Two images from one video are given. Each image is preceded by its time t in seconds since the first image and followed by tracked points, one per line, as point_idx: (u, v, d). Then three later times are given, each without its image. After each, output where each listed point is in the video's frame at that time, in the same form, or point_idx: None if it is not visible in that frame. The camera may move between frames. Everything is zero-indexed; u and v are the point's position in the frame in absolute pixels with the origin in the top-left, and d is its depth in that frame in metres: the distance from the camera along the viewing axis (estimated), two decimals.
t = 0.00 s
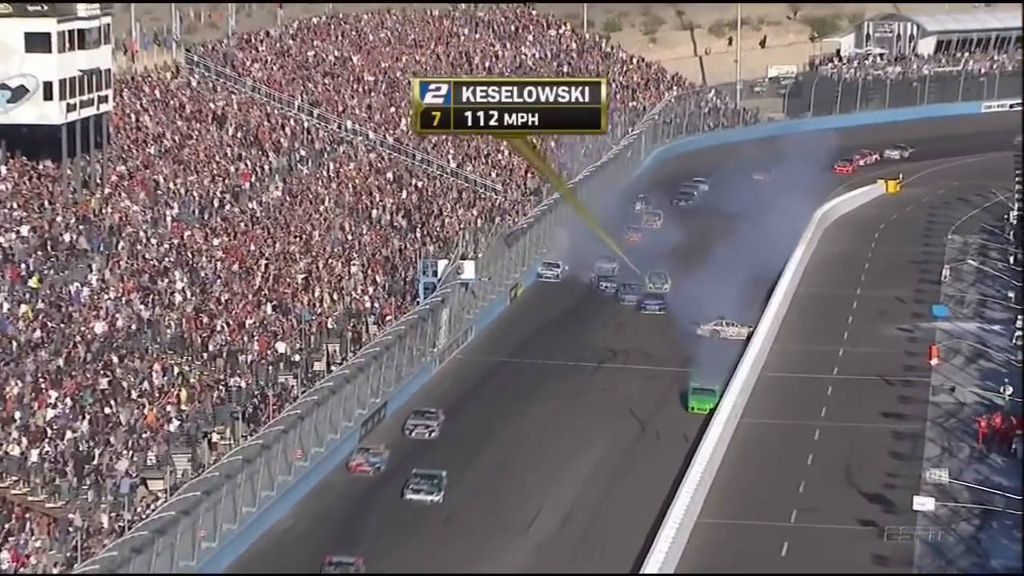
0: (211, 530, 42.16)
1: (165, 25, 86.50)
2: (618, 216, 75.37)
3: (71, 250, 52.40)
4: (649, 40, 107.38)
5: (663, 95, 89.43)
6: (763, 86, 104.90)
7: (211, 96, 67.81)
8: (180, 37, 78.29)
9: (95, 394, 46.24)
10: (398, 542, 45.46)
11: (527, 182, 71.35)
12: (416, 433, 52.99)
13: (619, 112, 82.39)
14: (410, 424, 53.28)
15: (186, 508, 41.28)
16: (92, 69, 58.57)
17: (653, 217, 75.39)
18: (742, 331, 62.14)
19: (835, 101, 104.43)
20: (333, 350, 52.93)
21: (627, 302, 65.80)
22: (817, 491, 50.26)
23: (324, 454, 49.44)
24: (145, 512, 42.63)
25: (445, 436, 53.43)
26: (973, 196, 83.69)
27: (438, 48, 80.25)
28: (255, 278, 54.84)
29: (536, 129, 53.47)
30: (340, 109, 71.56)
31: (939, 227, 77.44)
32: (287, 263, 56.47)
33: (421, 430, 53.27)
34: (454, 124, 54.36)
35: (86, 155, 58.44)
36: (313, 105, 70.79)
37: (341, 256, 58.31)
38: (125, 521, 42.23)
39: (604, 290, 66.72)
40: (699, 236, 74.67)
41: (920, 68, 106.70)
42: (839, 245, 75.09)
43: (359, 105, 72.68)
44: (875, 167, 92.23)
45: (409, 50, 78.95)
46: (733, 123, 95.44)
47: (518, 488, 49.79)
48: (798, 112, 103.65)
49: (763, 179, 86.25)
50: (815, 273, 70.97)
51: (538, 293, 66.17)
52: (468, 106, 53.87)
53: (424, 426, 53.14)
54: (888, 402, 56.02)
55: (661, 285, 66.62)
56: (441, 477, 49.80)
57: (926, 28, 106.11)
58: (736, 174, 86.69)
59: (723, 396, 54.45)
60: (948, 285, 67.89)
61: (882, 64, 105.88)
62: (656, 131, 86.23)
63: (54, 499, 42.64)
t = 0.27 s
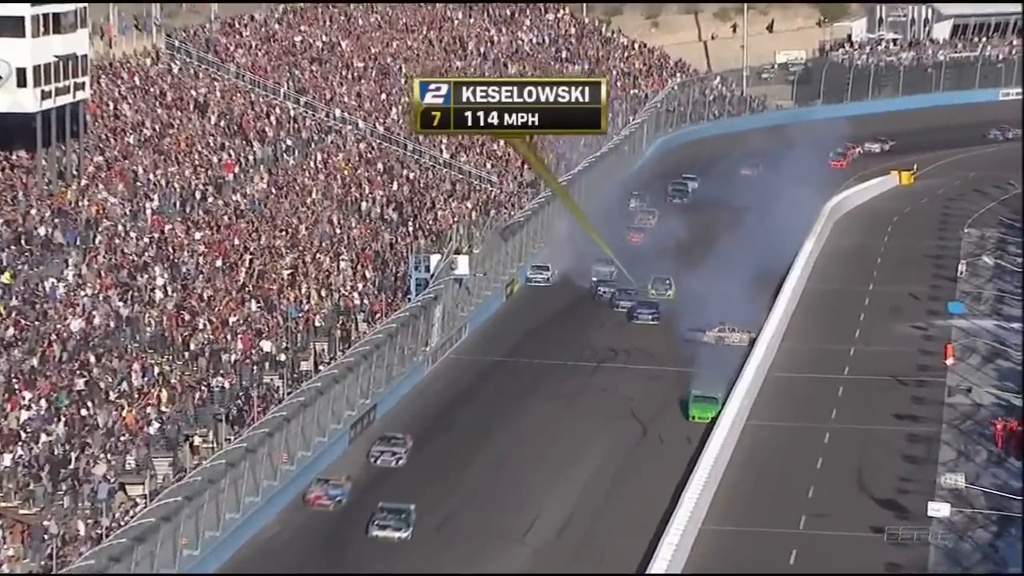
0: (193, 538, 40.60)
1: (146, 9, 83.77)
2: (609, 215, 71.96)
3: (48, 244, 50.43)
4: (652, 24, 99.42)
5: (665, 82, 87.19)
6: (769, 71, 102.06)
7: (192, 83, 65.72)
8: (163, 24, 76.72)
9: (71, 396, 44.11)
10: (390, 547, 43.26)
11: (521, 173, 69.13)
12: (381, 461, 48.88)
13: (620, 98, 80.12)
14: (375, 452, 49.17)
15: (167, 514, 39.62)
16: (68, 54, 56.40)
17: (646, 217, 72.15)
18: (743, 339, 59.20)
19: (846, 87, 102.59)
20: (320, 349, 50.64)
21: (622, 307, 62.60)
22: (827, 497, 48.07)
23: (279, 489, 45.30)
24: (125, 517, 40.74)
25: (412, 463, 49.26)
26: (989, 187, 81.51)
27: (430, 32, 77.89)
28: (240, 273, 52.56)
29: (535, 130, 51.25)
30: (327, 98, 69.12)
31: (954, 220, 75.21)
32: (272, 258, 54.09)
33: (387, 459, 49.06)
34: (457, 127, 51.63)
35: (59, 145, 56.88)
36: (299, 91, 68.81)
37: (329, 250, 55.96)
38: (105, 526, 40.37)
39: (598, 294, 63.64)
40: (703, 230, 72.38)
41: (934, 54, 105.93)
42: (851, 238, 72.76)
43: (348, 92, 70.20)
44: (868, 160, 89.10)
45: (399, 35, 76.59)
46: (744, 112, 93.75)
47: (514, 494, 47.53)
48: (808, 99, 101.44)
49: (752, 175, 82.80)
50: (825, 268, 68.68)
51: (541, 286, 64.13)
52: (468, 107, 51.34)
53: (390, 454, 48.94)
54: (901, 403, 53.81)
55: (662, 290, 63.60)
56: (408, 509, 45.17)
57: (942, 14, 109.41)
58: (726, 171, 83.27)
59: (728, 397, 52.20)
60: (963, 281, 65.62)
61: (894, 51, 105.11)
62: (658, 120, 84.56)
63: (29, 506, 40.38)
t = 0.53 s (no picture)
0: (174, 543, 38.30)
1: None
2: (599, 212, 68.39)
3: (20, 235, 47.98)
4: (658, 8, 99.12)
5: (670, 65, 84.67)
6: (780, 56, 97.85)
7: (173, 66, 63.00)
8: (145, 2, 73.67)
9: (44, 395, 42.18)
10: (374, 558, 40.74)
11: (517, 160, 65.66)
12: (341, 492, 44.61)
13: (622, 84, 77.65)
14: (334, 482, 44.90)
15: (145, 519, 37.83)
16: (41, 35, 53.67)
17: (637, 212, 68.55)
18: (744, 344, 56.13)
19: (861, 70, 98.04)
20: (307, 346, 48.52)
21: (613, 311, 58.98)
22: (839, 500, 45.85)
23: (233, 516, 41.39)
24: (102, 524, 38.78)
25: (375, 493, 45.03)
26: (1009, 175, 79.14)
27: (423, 12, 75.31)
28: (222, 265, 50.32)
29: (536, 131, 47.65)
30: (314, 82, 66.53)
31: (972, 210, 72.85)
32: (256, 250, 51.76)
33: (346, 491, 44.76)
34: (458, 126, 48.33)
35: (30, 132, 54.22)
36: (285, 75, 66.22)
37: (316, 241, 53.53)
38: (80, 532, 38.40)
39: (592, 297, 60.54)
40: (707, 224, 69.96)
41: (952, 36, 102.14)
42: (868, 229, 70.45)
43: (336, 75, 67.63)
44: (863, 149, 85.72)
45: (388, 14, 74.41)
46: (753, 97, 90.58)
47: (510, 499, 45.19)
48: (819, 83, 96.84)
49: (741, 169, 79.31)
50: (837, 260, 66.33)
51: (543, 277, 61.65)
52: (469, 107, 47.95)
53: (350, 485, 44.67)
54: (917, 401, 51.54)
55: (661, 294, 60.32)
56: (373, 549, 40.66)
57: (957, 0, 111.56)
58: (718, 163, 79.66)
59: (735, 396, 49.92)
60: (982, 274, 63.24)
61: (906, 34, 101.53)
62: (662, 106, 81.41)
63: None
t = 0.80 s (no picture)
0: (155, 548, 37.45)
1: None
2: (592, 212, 64.91)
3: None
4: None
5: (675, 45, 81.69)
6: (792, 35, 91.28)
7: (152, 46, 60.29)
8: None
9: (16, 392, 40.55)
10: (371, 561, 37.78)
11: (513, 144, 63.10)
12: (295, 529, 39.06)
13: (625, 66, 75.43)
14: (284, 520, 39.49)
15: (124, 523, 36.91)
16: (11, 17, 51.26)
17: (629, 210, 65.11)
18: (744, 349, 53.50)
19: (874, 51, 93.52)
20: (293, 340, 46.77)
21: (602, 318, 55.73)
22: (851, 503, 43.75)
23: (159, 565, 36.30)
24: (76, 530, 37.44)
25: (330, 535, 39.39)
26: None
27: None
28: (204, 256, 48.17)
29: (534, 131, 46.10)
30: (300, 63, 64.08)
31: (990, 198, 70.69)
32: (240, 240, 49.58)
33: (298, 528, 39.48)
34: (455, 126, 46.73)
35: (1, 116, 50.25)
36: (269, 56, 63.76)
37: (303, 232, 51.35)
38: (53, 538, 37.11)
39: (588, 300, 57.50)
40: (711, 217, 67.64)
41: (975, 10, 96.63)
42: (881, 217, 68.39)
43: (322, 56, 65.03)
44: (860, 135, 82.65)
45: None
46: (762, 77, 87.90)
47: (506, 501, 43.05)
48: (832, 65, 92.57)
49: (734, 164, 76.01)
50: (850, 250, 64.23)
51: (544, 268, 59.35)
52: (468, 107, 46.43)
53: (302, 521, 39.28)
54: (933, 399, 49.47)
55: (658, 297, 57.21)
56: None
57: None
58: (711, 159, 76.32)
59: (742, 394, 47.86)
60: (1001, 265, 61.05)
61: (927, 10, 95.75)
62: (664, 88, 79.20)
63: None
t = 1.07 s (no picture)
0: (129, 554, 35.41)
1: None
2: (587, 207, 61.74)
3: None
4: None
5: (681, 23, 79.29)
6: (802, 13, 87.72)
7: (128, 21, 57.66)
8: None
9: None
10: None
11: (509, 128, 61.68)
12: None
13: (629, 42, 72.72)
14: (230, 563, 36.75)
15: (100, 526, 35.03)
16: None
17: (623, 207, 61.80)
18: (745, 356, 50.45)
19: (890, 30, 91.17)
20: (279, 335, 44.46)
21: (589, 326, 52.20)
22: (866, 504, 41.52)
23: None
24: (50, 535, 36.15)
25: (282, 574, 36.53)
26: None
27: None
28: (185, 245, 46.02)
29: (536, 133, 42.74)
30: (285, 43, 60.54)
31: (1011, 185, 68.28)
32: (223, 229, 47.48)
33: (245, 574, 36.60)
34: (453, 127, 43.50)
35: None
36: (252, 34, 60.21)
37: (289, 219, 49.41)
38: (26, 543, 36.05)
39: (585, 302, 54.37)
40: (716, 207, 65.20)
41: None
42: (897, 205, 66.15)
43: (309, 33, 62.10)
44: (858, 121, 79.80)
45: None
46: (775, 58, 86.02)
47: (502, 503, 41.14)
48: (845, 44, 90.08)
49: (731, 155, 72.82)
50: (863, 238, 62.00)
51: (544, 259, 57.01)
52: (468, 107, 43.18)
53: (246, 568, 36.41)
54: (952, 397, 47.31)
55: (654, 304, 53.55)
56: None
57: None
58: (708, 149, 73.05)
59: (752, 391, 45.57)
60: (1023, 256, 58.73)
61: None
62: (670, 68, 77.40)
63: None
